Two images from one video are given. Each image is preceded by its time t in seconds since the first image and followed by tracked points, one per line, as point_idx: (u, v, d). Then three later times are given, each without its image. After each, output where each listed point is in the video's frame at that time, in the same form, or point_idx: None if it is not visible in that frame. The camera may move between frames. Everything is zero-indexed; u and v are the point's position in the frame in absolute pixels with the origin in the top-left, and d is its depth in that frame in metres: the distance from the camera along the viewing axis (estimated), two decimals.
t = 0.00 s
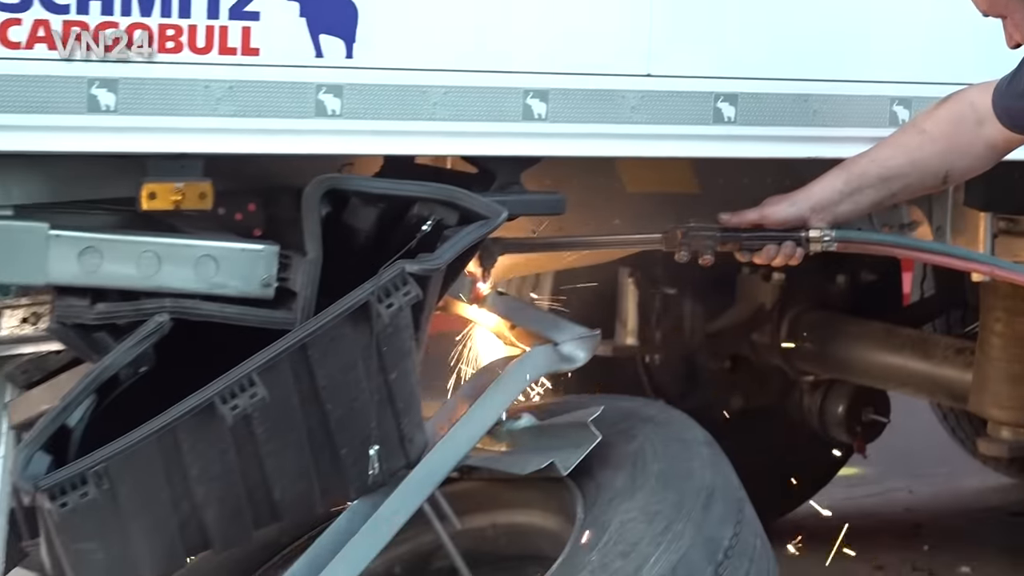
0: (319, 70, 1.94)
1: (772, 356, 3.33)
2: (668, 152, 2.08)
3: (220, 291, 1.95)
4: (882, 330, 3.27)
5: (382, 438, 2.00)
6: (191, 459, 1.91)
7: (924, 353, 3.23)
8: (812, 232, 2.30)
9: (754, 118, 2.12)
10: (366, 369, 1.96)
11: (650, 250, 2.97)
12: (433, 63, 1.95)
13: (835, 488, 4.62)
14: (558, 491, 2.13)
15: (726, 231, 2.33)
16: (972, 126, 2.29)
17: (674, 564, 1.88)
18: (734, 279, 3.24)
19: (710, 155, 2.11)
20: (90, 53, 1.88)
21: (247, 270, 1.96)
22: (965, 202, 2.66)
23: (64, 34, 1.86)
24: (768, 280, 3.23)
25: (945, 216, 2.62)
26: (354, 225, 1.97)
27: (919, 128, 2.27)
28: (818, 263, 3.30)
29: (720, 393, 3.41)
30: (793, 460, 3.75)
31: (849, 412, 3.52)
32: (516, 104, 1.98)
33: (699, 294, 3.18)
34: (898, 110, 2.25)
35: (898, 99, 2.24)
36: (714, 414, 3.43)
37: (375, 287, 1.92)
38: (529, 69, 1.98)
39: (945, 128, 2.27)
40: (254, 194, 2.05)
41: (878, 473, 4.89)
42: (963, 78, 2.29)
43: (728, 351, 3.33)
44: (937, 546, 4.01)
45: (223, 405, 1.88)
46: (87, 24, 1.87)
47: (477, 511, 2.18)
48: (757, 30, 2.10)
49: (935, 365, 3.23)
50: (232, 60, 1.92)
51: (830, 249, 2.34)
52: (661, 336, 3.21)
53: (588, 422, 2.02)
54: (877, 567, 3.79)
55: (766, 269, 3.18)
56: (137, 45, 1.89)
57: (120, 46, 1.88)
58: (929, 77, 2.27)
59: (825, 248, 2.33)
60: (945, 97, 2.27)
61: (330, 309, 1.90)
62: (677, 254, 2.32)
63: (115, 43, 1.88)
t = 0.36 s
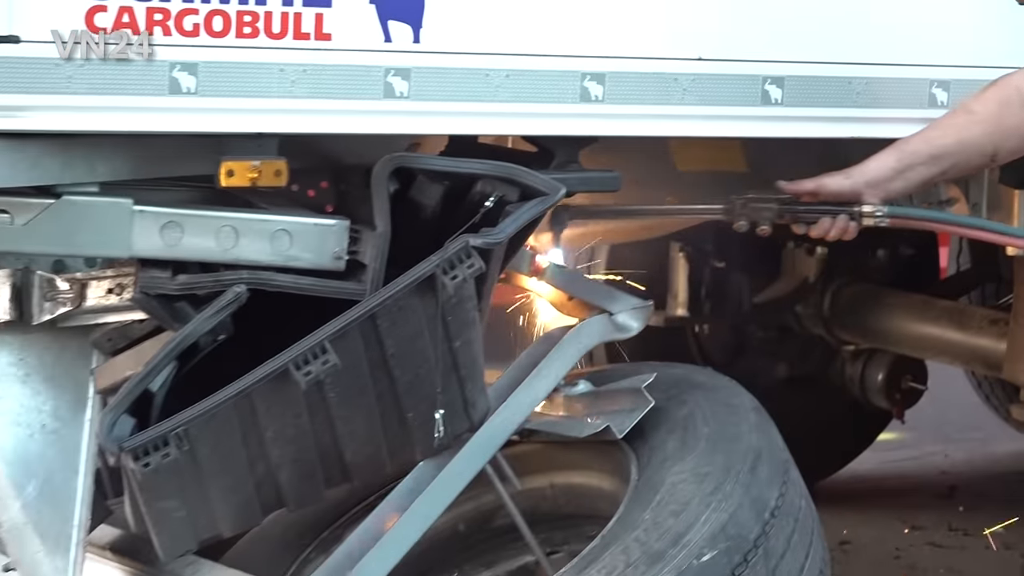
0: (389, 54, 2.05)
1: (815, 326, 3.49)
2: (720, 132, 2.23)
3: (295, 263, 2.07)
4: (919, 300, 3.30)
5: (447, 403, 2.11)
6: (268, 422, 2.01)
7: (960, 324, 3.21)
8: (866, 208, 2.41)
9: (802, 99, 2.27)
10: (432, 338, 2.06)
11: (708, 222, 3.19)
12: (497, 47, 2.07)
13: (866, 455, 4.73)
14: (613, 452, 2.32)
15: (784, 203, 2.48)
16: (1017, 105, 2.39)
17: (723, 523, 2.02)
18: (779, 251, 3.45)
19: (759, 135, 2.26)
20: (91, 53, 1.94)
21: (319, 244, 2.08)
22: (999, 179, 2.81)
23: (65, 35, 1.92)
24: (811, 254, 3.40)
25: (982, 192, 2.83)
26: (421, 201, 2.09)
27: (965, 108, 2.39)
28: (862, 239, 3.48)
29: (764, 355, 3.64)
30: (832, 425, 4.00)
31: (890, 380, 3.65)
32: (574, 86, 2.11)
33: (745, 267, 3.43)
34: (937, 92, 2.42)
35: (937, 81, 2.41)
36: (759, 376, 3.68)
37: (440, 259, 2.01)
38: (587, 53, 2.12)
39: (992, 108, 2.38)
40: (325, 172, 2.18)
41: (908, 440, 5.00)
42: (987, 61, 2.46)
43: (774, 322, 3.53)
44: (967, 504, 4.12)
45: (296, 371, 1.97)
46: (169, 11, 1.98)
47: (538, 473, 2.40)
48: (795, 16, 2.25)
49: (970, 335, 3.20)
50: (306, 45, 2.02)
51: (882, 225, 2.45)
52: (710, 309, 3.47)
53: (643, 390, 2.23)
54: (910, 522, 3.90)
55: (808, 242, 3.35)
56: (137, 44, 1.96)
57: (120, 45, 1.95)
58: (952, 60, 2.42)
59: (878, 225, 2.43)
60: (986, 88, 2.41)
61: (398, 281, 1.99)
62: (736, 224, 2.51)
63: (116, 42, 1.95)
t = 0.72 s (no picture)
0: (431, 53, 2.16)
1: (834, 312, 3.60)
2: (742, 127, 2.36)
3: (341, 252, 2.20)
4: (933, 288, 3.39)
5: (485, 383, 2.23)
6: (314, 402, 2.11)
7: (971, 310, 3.30)
8: (890, 206, 2.49)
9: (822, 97, 2.41)
10: (471, 322, 2.17)
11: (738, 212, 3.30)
12: (534, 48, 2.19)
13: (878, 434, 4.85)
14: (644, 431, 2.46)
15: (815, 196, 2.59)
16: None
17: (746, 499, 2.15)
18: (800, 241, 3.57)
19: (780, 131, 2.40)
20: (91, 52, 2.02)
21: (364, 234, 2.21)
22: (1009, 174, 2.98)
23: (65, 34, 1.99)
24: (829, 244, 3.51)
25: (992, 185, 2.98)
26: (461, 192, 2.20)
27: (987, 116, 2.52)
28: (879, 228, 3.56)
29: (783, 339, 3.80)
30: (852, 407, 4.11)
31: (905, 362, 3.71)
32: (607, 84, 2.24)
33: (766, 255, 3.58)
34: (950, 89, 2.56)
35: (950, 79, 2.55)
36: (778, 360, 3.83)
37: (479, 248, 2.11)
38: (620, 53, 2.23)
39: (1013, 116, 2.50)
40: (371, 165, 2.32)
41: (918, 421, 5.12)
42: (994, 59, 2.59)
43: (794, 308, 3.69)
44: (975, 481, 4.23)
45: (343, 353, 2.07)
46: (223, 12, 2.07)
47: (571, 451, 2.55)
48: (812, 17, 2.37)
49: (981, 321, 3.28)
50: (352, 44, 2.13)
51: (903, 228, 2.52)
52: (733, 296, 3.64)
53: (669, 372, 2.37)
54: (920, 498, 4.02)
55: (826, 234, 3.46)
56: (137, 44, 2.03)
57: (120, 45, 2.02)
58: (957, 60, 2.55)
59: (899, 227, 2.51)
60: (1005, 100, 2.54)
61: (438, 268, 2.09)
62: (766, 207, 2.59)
63: (116, 42, 2.02)
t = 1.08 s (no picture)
0: (451, 57, 2.28)
1: (832, 303, 3.69)
2: (745, 124, 2.48)
3: (365, 246, 2.31)
4: (927, 279, 3.48)
5: (502, 369, 2.36)
6: (341, 386, 2.23)
7: (963, 301, 3.41)
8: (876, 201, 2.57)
9: (823, 98, 2.53)
10: (489, 312, 2.29)
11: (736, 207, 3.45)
12: (549, 51, 2.31)
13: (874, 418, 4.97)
14: (652, 417, 2.62)
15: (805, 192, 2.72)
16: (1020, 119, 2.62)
17: (750, 480, 2.28)
18: (801, 234, 3.70)
19: (783, 130, 2.52)
20: (91, 54, 2.12)
21: (388, 228, 2.32)
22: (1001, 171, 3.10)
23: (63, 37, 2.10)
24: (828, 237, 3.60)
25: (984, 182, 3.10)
26: (480, 189, 2.33)
27: (971, 123, 2.64)
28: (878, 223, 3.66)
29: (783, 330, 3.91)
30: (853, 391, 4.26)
31: (900, 349, 3.80)
32: (618, 86, 2.36)
33: (768, 249, 3.77)
34: (945, 91, 2.67)
35: (945, 82, 2.67)
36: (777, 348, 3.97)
37: (497, 242, 2.22)
38: (630, 56, 2.36)
39: (996, 124, 2.62)
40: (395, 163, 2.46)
41: (912, 406, 5.24)
42: (986, 61, 2.71)
43: (795, 299, 3.81)
44: (969, 463, 4.35)
45: (367, 342, 2.18)
46: (254, 18, 2.19)
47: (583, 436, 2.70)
48: (812, 19, 2.48)
49: (972, 311, 3.39)
50: (376, 48, 2.25)
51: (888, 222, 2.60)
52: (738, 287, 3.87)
53: (676, 359, 2.53)
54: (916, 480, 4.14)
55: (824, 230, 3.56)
56: (137, 45, 2.13)
57: (120, 46, 2.12)
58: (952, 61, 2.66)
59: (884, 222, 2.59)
60: (989, 109, 2.66)
61: (457, 262, 2.20)
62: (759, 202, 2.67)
63: (116, 43, 2.12)
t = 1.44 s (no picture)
0: (472, 57, 2.40)
1: (834, 291, 3.82)
2: (750, 121, 2.60)
3: (391, 237, 2.43)
4: (925, 269, 3.62)
5: (520, 354, 2.48)
6: (368, 371, 2.35)
7: (959, 289, 3.55)
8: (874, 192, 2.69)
9: (826, 96, 2.65)
10: (508, 300, 2.41)
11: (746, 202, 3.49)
12: (565, 52, 2.43)
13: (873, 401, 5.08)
14: (662, 399, 2.75)
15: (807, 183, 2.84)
16: (1007, 111, 2.82)
17: (756, 459, 2.41)
18: (804, 224, 3.77)
19: (787, 126, 2.64)
20: (91, 53, 2.22)
21: (412, 220, 2.44)
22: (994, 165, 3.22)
23: (65, 46, 2.21)
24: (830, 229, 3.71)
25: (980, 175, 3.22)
26: (499, 183, 2.45)
27: (963, 115, 2.83)
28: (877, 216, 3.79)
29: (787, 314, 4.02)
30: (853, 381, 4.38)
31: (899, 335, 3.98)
32: (631, 85, 2.48)
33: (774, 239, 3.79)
34: (941, 89, 2.80)
35: (941, 81, 2.79)
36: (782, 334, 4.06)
37: (515, 233, 2.35)
38: (642, 57, 2.48)
39: (985, 115, 2.81)
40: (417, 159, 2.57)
41: (909, 389, 5.35)
42: (979, 59, 2.84)
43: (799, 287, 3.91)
44: (965, 444, 4.47)
45: (393, 328, 2.31)
46: (285, 21, 2.31)
47: (596, 417, 2.82)
48: (814, 21, 2.60)
49: (967, 299, 3.52)
50: (400, 49, 2.37)
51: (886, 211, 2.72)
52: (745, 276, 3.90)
53: (686, 345, 2.68)
54: (915, 460, 4.25)
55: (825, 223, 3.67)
56: (137, 45, 2.22)
57: (120, 46, 2.22)
58: (947, 60, 2.78)
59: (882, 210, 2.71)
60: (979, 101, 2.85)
61: (478, 252, 2.32)
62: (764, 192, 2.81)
63: (116, 43, 2.22)
